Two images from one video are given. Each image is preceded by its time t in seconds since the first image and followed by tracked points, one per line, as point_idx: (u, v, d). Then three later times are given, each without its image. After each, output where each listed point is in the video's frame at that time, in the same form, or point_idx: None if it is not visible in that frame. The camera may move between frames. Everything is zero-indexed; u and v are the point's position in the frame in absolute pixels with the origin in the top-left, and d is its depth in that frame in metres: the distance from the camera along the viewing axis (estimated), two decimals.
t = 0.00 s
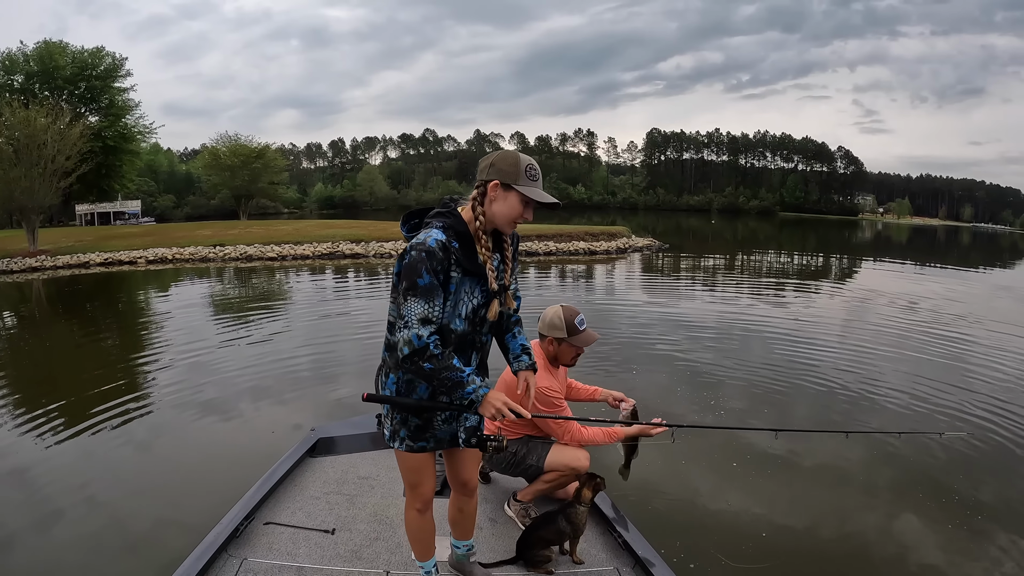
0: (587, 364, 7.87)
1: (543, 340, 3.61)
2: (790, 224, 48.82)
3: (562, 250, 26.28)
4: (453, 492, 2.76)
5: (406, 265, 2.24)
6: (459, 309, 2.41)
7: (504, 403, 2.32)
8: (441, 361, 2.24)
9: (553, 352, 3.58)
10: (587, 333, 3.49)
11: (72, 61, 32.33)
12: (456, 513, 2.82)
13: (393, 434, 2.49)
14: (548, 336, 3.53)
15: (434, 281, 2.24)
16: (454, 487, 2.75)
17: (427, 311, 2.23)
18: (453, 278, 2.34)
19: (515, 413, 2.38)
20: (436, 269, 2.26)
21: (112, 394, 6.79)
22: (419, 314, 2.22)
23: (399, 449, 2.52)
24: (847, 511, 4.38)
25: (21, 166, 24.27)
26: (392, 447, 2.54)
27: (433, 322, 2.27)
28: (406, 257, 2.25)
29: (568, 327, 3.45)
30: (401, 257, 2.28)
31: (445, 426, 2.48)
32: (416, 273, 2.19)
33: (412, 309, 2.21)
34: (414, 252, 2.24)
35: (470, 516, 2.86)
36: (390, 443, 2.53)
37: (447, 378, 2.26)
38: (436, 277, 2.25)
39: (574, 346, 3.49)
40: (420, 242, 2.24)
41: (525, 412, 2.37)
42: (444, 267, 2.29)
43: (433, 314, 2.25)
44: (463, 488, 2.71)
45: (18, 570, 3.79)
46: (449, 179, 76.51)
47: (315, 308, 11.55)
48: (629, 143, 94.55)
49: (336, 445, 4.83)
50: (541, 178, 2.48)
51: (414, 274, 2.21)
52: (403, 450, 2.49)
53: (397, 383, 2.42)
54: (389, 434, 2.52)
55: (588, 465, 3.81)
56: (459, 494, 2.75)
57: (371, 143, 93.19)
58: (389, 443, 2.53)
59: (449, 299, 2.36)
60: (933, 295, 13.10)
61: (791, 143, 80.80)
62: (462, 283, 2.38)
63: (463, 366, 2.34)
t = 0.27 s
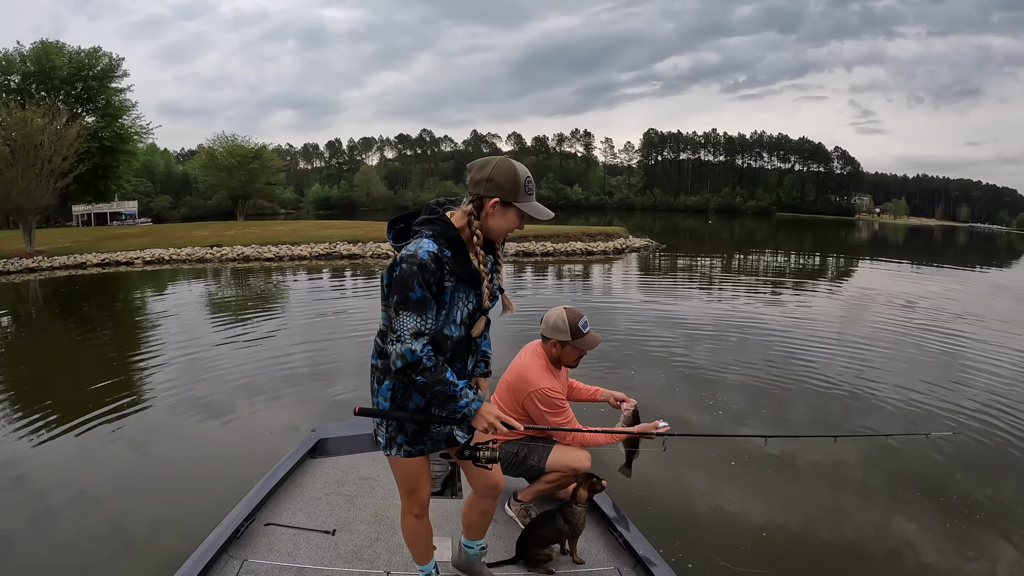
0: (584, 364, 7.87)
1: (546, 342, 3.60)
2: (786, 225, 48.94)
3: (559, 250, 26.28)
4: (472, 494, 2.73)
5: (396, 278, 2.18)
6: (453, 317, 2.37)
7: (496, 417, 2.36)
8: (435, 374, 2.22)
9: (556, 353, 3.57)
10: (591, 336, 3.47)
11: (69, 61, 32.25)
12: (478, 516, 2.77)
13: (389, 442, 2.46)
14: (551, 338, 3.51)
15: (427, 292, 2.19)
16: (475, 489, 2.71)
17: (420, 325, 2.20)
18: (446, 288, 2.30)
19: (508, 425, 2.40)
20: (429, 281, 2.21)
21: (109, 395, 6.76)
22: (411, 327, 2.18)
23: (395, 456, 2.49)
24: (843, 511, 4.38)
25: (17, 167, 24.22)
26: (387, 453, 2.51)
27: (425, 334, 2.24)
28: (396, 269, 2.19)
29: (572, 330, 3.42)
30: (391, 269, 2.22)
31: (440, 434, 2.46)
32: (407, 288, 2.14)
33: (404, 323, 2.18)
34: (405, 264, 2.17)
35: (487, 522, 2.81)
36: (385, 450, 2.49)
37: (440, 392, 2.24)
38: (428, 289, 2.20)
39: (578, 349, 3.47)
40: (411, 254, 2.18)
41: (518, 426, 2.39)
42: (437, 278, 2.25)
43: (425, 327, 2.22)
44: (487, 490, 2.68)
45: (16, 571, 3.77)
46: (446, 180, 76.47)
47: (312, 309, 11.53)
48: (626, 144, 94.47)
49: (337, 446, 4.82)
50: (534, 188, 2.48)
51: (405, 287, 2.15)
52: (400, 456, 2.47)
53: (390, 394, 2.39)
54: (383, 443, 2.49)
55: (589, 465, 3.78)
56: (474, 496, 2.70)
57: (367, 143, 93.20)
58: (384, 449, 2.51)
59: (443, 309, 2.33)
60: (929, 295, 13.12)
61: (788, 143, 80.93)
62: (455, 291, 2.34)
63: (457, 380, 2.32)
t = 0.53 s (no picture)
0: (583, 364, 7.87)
1: (549, 342, 3.58)
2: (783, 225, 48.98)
3: (556, 250, 26.27)
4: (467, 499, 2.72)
5: (406, 276, 2.18)
6: (462, 316, 2.36)
7: (497, 420, 2.37)
8: (439, 373, 2.23)
9: (558, 353, 3.57)
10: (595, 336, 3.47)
11: (66, 61, 32.18)
12: (477, 521, 2.77)
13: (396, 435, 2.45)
14: (554, 338, 3.50)
15: (436, 292, 2.19)
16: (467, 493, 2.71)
17: (428, 324, 2.20)
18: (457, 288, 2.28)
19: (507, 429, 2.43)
20: (440, 281, 2.20)
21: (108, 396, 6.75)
22: (418, 327, 2.19)
23: (402, 451, 2.47)
24: (840, 511, 4.39)
25: (14, 167, 24.17)
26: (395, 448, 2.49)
27: (433, 333, 2.24)
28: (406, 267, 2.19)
29: (575, 330, 3.42)
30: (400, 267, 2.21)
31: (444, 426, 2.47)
32: (417, 287, 2.14)
33: (413, 321, 2.18)
34: (414, 262, 2.17)
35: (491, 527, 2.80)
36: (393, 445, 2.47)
37: (443, 392, 2.26)
38: (438, 289, 2.20)
39: (581, 349, 3.48)
40: (422, 254, 2.16)
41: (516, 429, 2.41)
42: (448, 279, 2.23)
43: (433, 326, 2.22)
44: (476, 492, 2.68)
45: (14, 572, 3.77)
46: (444, 180, 76.42)
47: (310, 309, 11.52)
48: (623, 144, 94.50)
49: (338, 446, 4.81)
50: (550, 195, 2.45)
51: (415, 286, 2.15)
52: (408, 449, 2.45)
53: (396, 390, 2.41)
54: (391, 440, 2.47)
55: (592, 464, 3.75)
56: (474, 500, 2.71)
57: (364, 143, 93.17)
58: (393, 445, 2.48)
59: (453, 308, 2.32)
60: (925, 294, 13.15)
61: (785, 143, 80.99)
62: (466, 290, 2.33)
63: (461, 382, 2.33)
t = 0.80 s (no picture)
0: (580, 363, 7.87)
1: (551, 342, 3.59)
2: (778, 225, 49.10)
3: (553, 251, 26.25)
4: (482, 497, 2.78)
5: (435, 283, 2.19)
6: (485, 326, 2.36)
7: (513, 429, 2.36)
8: (456, 382, 2.23)
9: (561, 354, 3.57)
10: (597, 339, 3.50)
11: (62, 61, 32.07)
12: (489, 521, 2.79)
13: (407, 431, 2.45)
14: (556, 338, 3.50)
15: (463, 302, 2.20)
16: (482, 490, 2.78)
17: (450, 332, 2.22)
18: (484, 300, 2.30)
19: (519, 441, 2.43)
20: (469, 291, 2.21)
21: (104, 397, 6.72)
22: (440, 334, 2.20)
23: (411, 450, 2.46)
24: (838, 510, 4.40)
25: (9, 168, 24.08)
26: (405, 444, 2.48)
27: (454, 342, 2.25)
28: (437, 274, 2.20)
29: (577, 331, 3.44)
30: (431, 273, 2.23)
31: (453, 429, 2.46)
32: (445, 294, 2.15)
33: (435, 327, 2.19)
34: (445, 270, 2.18)
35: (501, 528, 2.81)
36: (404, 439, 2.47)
37: (457, 400, 2.25)
38: (465, 300, 2.21)
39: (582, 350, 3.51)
40: (455, 263, 2.18)
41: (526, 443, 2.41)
42: (477, 290, 2.25)
43: (454, 335, 2.23)
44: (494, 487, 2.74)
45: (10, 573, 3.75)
46: (440, 181, 76.45)
47: (306, 310, 11.49)
48: (619, 144, 94.47)
49: (338, 446, 4.80)
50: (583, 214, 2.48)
51: (444, 293, 2.16)
52: (416, 447, 2.44)
53: (413, 392, 2.42)
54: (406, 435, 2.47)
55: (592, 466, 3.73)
56: (489, 498, 2.76)
57: (360, 144, 93.24)
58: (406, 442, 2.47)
59: (477, 319, 2.33)
60: (919, 294, 13.17)
61: (781, 143, 81.07)
62: (491, 303, 2.34)
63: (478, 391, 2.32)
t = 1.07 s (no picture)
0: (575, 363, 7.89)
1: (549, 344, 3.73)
2: (769, 225, 49.34)
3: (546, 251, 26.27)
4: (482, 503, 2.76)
5: (493, 303, 2.13)
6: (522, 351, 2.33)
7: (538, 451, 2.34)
8: (491, 399, 2.18)
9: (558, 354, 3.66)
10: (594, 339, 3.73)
11: (54, 61, 31.86)
12: (488, 526, 2.76)
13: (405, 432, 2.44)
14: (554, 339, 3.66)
15: (516, 328, 2.17)
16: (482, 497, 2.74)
17: (495, 352, 2.16)
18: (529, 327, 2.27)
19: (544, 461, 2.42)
20: (521, 318, 2.18)
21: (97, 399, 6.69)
22: (486, 352, 2.14)
23: (407, 451, 2.45)
24: (830, 509, 4.42)
25: None
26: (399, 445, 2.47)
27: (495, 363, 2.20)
28: (497, 294, 2.14)
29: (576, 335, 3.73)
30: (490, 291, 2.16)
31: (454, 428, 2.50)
32: (503, 316, 2.11)
33: (482, 345, 2.13)
34: (508, 293, 2.13)
35: (498, 534, 2.79)
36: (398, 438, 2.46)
37: (490, 417, 2.20)
38: (517, 325, 2.17)
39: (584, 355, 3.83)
40: (517, 287, 2.14)
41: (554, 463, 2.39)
42: (528, 317, 2.21)
43: (498, 356, 2.18)
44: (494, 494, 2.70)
45: None
46: (433, 181, 76.40)
47: (299, 311, 11.46)
48: (612, 144, 94.60)
49: (334, 447, 4.79)
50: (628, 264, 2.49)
51: (501, 315, 2.11)
52: (413, 448, 2.43)
53: (419, 394, 2.39)
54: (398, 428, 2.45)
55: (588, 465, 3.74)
56: (488, 504, 2.74)
57: (353, 144, 93.20)
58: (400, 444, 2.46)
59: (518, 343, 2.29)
60: (909, 293, 13.24)
61: (773, 144, 81.34)
62: (534, 332, 2.30)
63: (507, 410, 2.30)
